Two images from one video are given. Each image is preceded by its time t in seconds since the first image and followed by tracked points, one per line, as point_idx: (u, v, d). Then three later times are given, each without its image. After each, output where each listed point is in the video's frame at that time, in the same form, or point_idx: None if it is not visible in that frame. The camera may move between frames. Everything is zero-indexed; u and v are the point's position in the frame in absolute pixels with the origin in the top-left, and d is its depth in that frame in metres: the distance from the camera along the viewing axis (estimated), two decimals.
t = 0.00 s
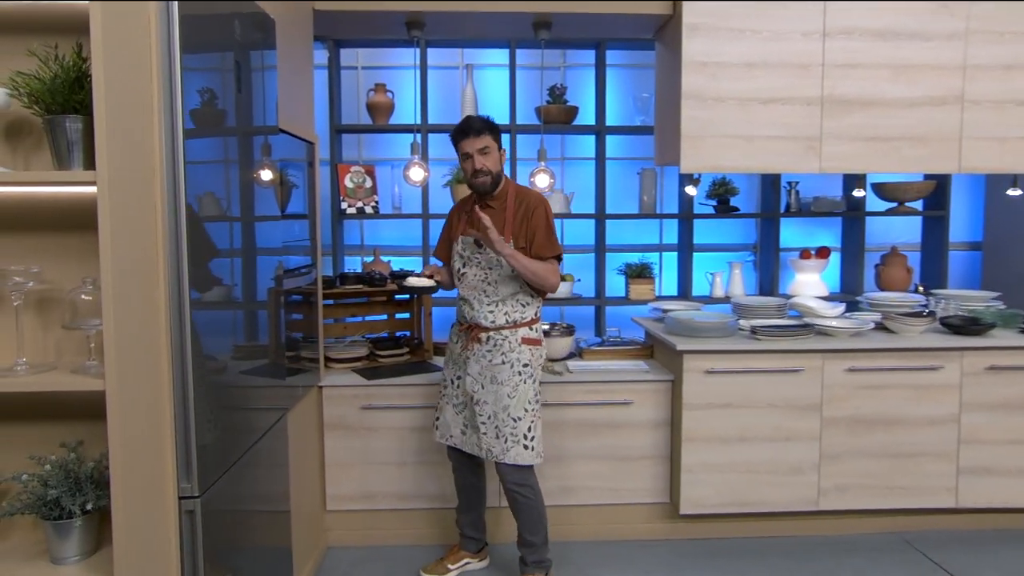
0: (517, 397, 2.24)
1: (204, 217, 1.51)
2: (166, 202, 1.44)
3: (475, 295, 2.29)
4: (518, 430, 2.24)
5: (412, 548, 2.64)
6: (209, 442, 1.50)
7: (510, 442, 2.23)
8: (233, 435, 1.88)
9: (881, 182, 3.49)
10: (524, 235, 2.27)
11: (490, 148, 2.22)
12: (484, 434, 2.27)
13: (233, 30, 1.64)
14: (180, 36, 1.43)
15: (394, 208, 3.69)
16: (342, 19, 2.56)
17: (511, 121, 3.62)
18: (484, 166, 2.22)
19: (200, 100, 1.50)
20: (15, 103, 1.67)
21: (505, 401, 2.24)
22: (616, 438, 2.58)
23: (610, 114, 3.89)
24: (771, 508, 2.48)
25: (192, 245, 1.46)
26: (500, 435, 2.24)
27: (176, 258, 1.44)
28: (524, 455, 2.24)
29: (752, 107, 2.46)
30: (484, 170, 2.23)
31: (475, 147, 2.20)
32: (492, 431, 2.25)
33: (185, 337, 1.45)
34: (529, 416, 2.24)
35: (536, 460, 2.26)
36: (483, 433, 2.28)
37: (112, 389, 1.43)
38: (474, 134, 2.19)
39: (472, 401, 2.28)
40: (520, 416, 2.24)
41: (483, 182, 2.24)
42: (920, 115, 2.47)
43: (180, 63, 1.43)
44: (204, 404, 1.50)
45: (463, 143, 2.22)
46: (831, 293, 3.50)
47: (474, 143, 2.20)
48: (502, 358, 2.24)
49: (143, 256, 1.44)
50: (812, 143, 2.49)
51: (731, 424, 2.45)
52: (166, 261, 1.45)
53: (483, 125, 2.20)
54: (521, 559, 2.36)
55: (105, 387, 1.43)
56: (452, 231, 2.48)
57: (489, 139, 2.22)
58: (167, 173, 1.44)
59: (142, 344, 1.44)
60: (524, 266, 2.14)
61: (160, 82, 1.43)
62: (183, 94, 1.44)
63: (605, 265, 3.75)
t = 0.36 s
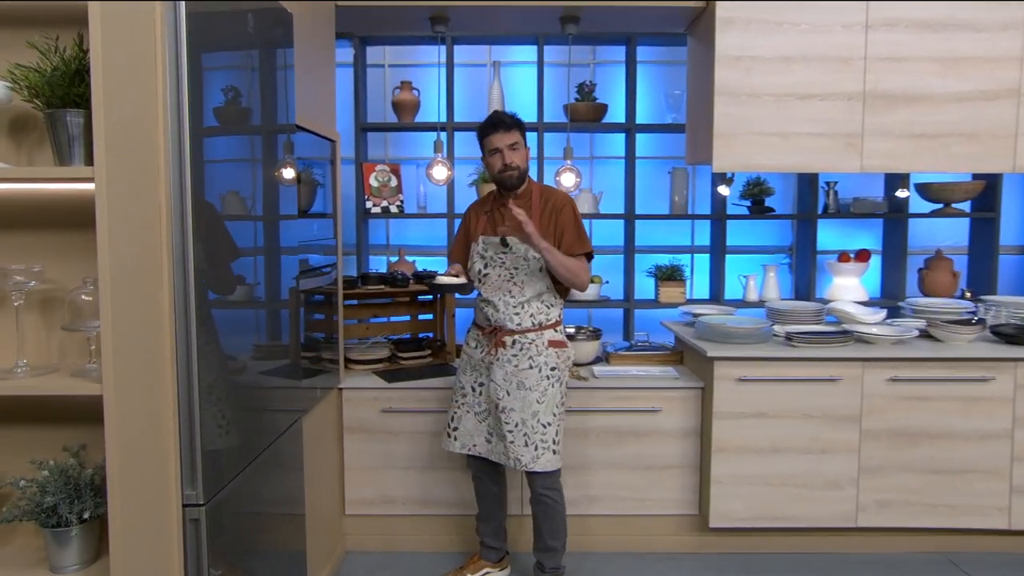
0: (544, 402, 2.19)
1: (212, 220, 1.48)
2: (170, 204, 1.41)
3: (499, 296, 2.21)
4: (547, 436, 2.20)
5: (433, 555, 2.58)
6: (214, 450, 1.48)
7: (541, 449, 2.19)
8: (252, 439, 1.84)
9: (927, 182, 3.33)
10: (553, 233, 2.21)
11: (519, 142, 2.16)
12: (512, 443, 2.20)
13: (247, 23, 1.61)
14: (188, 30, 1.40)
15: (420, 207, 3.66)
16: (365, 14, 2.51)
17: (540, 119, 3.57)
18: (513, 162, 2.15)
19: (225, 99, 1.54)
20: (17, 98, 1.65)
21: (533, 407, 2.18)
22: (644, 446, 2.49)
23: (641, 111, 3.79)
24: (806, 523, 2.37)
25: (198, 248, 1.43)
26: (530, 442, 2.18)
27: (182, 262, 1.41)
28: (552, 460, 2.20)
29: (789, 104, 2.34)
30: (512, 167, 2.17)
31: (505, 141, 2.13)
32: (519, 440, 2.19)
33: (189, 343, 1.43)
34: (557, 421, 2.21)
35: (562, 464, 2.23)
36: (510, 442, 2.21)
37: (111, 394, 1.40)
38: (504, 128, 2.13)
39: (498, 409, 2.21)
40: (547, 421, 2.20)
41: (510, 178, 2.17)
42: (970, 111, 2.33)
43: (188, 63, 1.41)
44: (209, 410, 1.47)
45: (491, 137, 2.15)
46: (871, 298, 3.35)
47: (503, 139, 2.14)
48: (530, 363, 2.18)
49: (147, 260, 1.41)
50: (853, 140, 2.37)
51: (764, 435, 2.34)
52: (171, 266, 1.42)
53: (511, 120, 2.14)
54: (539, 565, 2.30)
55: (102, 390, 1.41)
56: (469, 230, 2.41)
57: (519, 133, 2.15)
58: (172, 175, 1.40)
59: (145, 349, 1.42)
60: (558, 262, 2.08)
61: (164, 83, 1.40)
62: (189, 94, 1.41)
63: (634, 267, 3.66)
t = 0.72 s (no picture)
0: (568, 410, 2.12)
1: (208, 221, 1.41)
2: (165, 203, 1.34)
3: (521, 300, 2.13)
4: (572, 447, 2.12)
5: (449, 564, 2.52)
6: (212, 459, 1.42)
7: (564, 460, 2.11)
8: (267, 439, 1.79)
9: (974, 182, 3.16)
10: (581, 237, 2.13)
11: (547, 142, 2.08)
12: (534, 453, 2.12)
13: (253, 16, 1.57)
14: (186, 22, 1.34)
15: (443, 207, 3.61)
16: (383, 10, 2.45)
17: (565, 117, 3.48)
18: (539, 163, 2.07)
19: (248, 97, 1.57)
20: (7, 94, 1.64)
21: (556, 416, 2.11)
22: (668, 456, 2.39)
23: (671, 108, 3.68)
24: (840, 541, 2.25)
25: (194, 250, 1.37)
26: (553, 453, 2.11)
27: (179, 264, 1.35)
28: (576, 472, 2.12)
29: (825, 99, 2.22)
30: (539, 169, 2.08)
31: (532, 141, 2.05)
32: (541, 450, 2.11)
33: (185, 348, 1.37)
34: (581, 430, 2.13)
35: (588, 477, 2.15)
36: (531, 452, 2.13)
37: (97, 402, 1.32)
38: (533, 128, 2.05)
39: (518, 418, 2.13)
40: (571, 431, 2.12)
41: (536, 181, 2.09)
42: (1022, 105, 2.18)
43: (182, 63, 1.34)
44: (205, 417, 1.42)
45: (518, 137, 2.07)
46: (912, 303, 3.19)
47: (531, 139, 2.06)
48: (552, 370, 2.11)
49: (139, 260, 1.34)
50: (894, 137, 2.23)
51: (796, 447, 2.22)
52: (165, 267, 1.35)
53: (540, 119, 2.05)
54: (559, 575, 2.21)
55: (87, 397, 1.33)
56: (487, 229, 2.33)
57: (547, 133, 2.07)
58: (166, 172, 1.34)
59: (138, 352, 1.35)
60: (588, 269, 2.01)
61: (158, 77, 1.32)
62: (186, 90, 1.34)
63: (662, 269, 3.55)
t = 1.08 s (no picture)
0: (588, 416, 2.03)
1: (202, 222, 1.35)
2: (155, 201, 1.28)
3: (539, 301, 2.05)
4: (592, 454, 2.03)
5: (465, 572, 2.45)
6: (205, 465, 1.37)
7: (584, 467, 2.02)
8: (272, 440, 1.71)
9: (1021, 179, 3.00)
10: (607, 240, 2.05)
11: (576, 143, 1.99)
12: (552, 460, 2.04)
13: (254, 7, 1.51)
14: (178, 15, 1.27)
15: (464, 205, 3.55)
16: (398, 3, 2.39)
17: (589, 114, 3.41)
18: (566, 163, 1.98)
19: (269, 94, 1.58)
20: None
21: (575, 421, 2.03)
22: (692, 465, 2.29)
23: (698, 104, 3.57)
24: (874, 559, 2.13)
25: (187, 251, 1.31)
26: (572, 460, 2.02)
27: (170, 263, 1.29)
28: (596, 480, 2.03)
29: (860, 91, 2.10)
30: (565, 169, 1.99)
31: (562, 142, 1.95)
32: (560, 456, 2.03)
33: (176, 352, 1.30)
34: (601, 436, 2.04)
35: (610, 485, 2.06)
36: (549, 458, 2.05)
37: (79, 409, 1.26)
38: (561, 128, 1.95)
39: (536, 423, 2.05)
40: (591, 437, 2.04)
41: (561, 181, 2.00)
42: None
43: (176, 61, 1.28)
44: (198, 422, 1.36)
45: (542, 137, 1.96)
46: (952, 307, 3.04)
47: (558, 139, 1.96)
48: (571, 373, 2.03)
49: (128, 261, 1.29)
50: (936, 132, 2.11)
51: (827, 459, 2.11)
52: (155, 268, 1.29)
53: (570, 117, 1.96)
54: None
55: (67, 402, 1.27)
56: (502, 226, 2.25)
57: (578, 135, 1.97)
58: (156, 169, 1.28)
59: (125, 356, 1.30)
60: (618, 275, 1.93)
61: (149, 71, 1.27)
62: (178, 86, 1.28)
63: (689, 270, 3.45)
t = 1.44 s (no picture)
0: (602, 428, 1.93)
1: (197, 222, 1.28)
2: (135, 198, 1.19)
3: (554, 304, 1.94)
4: (605, 467, 1.92)
5: None
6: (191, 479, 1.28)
7: (596, 481, 1.92)
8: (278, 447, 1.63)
9: None
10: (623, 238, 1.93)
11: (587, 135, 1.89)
12: (564, 472, 1.94)
13: None
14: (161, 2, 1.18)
15: (480, 203, 3.48)
16: None
17: (608, 108, 3.32)
18: (574, 156, 1.88)
19: (281, 91, 1.55)
20: None
21: (589, 432, 1.92)
22: (715, 476, 2.18)
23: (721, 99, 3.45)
24: None
25: (172, 251, 1.22)
26: (584, 473, 1.92)
27: (152, 265, 1.20)
28: (610, 496, 1.93)
29: (896, 82, 1.98)
30: (575, 163, 1.90)
31: (569, 134, 1.87)
32: (572, 468, 1.94)
33: (160, 360, 1.22)
34: (616, 450, 1.93)
35: (624, 500, 1.95)
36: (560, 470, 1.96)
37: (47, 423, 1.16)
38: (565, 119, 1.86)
39: (548, 432, 1.96)
40: (605, 449, 1.93)
41: (571, 175, 1.91)
42: None
43: (184, 59, 1.23)
44: (186, 433, 1.27)
45: (550, 129, 1.88)
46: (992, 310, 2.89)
47: (565, 131, 1.87)
48: (585, 382, 1.93)
49: (106, 262, 1.19)
50: (977, 125, 2.00)
51: (859, 472, 1.99)
52: (136, 270, 1.20)
53: (579, 107, 1.86)
54: None
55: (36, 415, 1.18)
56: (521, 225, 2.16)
57: (586, 124, 1.88)
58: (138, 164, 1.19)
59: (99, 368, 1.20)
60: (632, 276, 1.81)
61: (128, 57, 1.17)
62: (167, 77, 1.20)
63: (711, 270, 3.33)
